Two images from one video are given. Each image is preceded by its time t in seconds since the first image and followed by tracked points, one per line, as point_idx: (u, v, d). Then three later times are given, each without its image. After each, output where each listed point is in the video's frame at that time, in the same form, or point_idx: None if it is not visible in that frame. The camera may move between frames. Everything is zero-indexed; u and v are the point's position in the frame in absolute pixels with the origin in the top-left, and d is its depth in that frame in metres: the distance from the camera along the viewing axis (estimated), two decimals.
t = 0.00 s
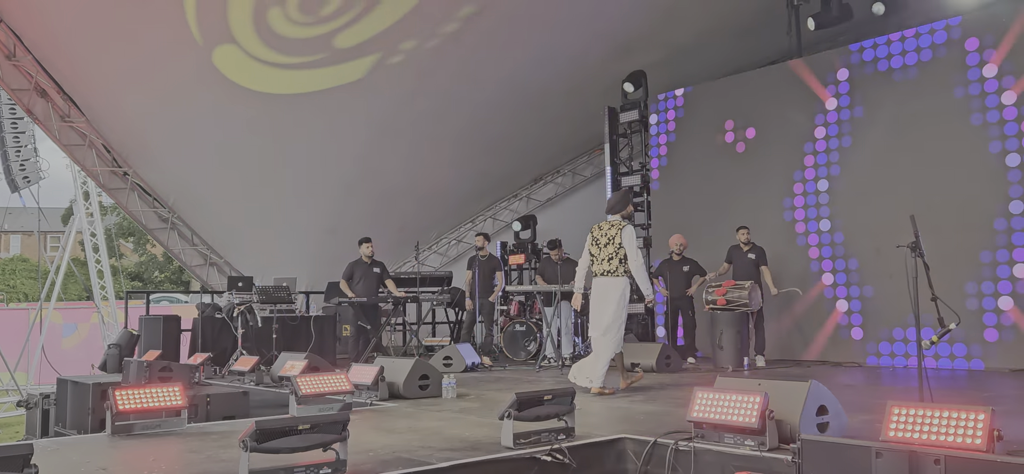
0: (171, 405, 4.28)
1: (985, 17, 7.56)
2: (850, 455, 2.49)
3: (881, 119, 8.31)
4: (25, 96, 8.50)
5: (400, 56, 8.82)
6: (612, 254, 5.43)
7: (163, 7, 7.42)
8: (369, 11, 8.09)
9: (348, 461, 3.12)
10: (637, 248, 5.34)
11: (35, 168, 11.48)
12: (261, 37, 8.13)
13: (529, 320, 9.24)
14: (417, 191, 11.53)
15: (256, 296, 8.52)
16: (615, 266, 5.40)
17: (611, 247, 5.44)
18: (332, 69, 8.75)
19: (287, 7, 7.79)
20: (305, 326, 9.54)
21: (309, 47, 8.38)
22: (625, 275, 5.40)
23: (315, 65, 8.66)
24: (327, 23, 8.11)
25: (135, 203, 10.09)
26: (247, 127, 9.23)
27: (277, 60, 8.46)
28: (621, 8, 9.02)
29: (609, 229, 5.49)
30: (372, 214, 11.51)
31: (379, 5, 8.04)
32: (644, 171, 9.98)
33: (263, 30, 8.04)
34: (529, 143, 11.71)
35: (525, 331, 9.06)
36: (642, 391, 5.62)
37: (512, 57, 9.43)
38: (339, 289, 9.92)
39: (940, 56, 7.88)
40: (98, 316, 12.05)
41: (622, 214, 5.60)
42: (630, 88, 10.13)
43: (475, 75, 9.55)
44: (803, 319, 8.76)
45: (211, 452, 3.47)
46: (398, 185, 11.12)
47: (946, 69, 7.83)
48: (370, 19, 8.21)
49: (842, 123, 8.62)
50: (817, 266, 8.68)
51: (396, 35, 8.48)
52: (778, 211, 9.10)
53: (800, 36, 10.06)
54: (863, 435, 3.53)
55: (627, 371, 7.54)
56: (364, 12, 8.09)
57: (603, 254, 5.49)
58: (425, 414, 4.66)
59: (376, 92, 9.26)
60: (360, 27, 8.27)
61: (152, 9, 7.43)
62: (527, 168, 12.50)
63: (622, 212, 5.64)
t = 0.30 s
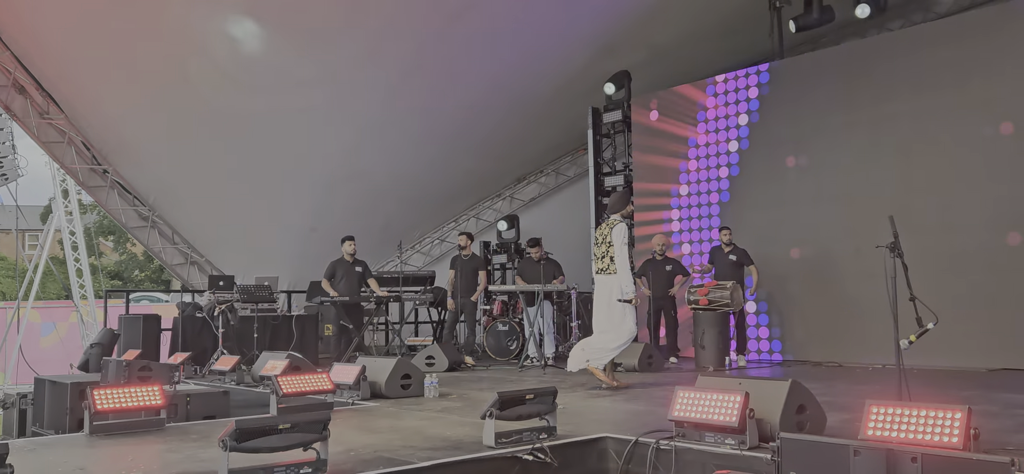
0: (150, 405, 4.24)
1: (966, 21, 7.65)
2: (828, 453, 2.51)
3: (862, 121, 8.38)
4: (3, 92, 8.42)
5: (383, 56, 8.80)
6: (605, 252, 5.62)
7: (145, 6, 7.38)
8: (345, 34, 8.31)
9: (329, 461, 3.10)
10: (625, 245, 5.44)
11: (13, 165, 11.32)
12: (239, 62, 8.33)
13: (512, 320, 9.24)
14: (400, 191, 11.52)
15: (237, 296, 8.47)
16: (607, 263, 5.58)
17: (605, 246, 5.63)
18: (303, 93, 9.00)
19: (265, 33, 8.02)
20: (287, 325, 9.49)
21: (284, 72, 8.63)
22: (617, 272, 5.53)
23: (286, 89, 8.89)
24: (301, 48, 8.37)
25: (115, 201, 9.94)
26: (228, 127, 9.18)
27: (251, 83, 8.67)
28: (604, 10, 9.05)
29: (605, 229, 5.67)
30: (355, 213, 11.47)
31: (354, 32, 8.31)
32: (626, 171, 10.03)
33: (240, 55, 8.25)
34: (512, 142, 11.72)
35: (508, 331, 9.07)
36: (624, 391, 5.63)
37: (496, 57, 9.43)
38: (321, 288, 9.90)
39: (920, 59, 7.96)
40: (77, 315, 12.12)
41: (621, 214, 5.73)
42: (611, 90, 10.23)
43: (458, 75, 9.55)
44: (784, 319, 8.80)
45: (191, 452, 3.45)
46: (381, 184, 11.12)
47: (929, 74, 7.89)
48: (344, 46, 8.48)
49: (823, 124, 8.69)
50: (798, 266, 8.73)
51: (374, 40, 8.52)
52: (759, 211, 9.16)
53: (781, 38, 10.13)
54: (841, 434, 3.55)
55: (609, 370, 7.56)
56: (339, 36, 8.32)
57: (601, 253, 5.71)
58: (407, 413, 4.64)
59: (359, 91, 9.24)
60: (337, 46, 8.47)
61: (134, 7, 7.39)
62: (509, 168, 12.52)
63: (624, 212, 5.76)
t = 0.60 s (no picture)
0: (128, 404, 4.20)
1: (945, 22, 7.72)
2: (806, 450, 2.52)
3: (843, 121, 8.43)
4: None
5: (366, 54, 8.77)
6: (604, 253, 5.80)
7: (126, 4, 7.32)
8: (313, 52, 8.51)
9: (308, 460, 3.08)
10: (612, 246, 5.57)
11: None
12: (205, 83, 8.53)
13: (494, 319, 9.23)
14: (382, 190, 11.49)
15: (217, 294, 8.40)
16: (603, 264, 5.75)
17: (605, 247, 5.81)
18: (262, 117, 9.22)
19: (234, 56, 8.27)
20: (268, 324, 9.44)
21: (247, 96, 8.87)
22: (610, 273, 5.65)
23: (244, 111, 9.07)
24: (267, 73, 8.62)
25: (93, 199, 9.84)
26: (201, 130, 9.14)
27: (214, 105, 8.85)
28: (588, 10, 9.06)
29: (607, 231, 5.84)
30: (337, 211, 11.42)
31: (319, 58, 8.62)
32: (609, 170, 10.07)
33: (207, 76, 8.45)
34: (495, 141, 11.72)
35: (491, 330, 9.06)
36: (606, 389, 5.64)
37: (479, 57, 9.43)
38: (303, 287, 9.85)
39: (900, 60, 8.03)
40: (56, 314, 11.98)
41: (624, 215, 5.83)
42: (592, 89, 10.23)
43: (440, 74, 9.54)
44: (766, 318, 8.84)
45: (168, 452, 3.41)
46: (364, 183, 11.08)
47: (909, 75, 7.96)
48: (307, 72, 8.77)
49: (804, 124, 8.73)
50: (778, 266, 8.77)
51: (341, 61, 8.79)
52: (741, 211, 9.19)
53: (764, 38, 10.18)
54: (821, 432, 3.57)
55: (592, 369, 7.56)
56: (305, 58, 8.57)
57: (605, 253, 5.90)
58: (388, 413, 4.62)
59: (340, 90, 9.21)
60: (302, 71, 8.74)
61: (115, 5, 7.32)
62: (492, 167, 12.52)
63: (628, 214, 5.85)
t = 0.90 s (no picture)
0: (107, 404, 4.17)
1: (924, 21, 7.72)
2: (786, 446, 2.53)
3: (824, 120, 8.49)
4: None
5: (348, 52, 8.72)
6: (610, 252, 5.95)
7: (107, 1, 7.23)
8: (292, 56, 8.56)
9: (289, 459, 3.06)
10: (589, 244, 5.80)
11: None
12: (172, 96, 8.62)
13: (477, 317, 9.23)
14: (365, 188, 11.45)
15: (199, 293, 8.34)
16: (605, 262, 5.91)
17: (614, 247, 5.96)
18: (221, 134, 9.31)
19: (202, 70, 8.39)
20: (249, 324, 9.41)
21: (212, 112, 8.97)
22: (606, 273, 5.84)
23: (200, 125, 9.12)
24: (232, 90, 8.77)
25: (73, 198, 9.64)
26: (164, 134, 9.10)
27: (176, 116, 8.91)
28: (571, 8, 9.06)
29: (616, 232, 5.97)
30: (319, 210, 11.37)
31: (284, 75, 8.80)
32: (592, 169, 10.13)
33: (174, 88, 8.54)
34: (478, 140, 11.73)
35: (474, 329, 9.06)
36: (588, 387, 5.65)
37: (462, 56, 9.43)
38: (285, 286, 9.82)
39: (881, 58, 8.06)
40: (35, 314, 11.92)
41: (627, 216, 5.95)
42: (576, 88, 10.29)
43: (423, 73, 9.52)
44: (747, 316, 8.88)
45: (148, 452, 3.39)
46: (346, 181, 11.05)
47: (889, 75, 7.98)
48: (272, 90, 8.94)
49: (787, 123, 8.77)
50: (760, 264, 8.82)
51: (314, 70, 8.89)
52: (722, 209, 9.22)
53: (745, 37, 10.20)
54: (800, 429, 3.60)
55: (575, 367, 7.57)
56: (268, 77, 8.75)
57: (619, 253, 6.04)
58: (370, 411, 4.61)
59: (321, 87, 9.15)
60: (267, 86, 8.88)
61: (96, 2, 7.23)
62: (475, 166, 12.52)
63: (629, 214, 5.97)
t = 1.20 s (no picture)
0: (87, 405, 4.13)
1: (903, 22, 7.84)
2: (766, 443, 2.55)
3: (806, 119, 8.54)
4: None
5: (332, 49, 8.69)
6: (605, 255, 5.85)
7: None
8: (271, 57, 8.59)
9: (271, 458, 3.06)
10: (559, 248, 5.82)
11: None
12: (135, 100, 8.61)
13: (462, 316, 9.21)
14: (348, 186, 11.41)
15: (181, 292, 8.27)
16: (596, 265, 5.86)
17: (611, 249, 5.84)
18: (178, 145, 9.33)
19: (171, 78, 8.46)
20: (232, 323, 9.35)
21: (180, 125, 9.08)
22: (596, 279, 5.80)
23: (159, 134, 9.13)
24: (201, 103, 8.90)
25: (53, 196, 9.51)
26: (128, 139, 9.05)
27: (136, 122, 8.89)
28: (554, 6, 9.07)
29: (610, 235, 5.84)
30: (302, 208, 11.32)
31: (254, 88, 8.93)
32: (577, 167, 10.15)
33: (140, 94, 8.57)
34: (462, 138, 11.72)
35: (459, 327, 9.04)
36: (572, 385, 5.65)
37: (445, 53, 9.41)
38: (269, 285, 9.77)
39: (862, 57, 8.13)
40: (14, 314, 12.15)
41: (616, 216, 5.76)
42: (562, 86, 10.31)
43: (406, 71, 9.49)
44: (732, 314, 8.91)
45: (128, 452, 3.37)
46: (331, 179, 11.00)
47: (870, 74, 8.05)
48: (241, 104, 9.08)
49: (770, 122, 8.81)
50: (743, 262, 8.86)
51: (296, 68, 8.86)
52: (707, 207, 9.25)
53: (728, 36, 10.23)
54: (783, 427, 3.62)
55: (559, 365, 7.57)
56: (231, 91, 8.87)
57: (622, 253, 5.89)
58: (354, 410, 4.60)
59: (304, 84, 9.11)
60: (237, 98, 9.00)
61: None
62: (459, 164, 12.50)
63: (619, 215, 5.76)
